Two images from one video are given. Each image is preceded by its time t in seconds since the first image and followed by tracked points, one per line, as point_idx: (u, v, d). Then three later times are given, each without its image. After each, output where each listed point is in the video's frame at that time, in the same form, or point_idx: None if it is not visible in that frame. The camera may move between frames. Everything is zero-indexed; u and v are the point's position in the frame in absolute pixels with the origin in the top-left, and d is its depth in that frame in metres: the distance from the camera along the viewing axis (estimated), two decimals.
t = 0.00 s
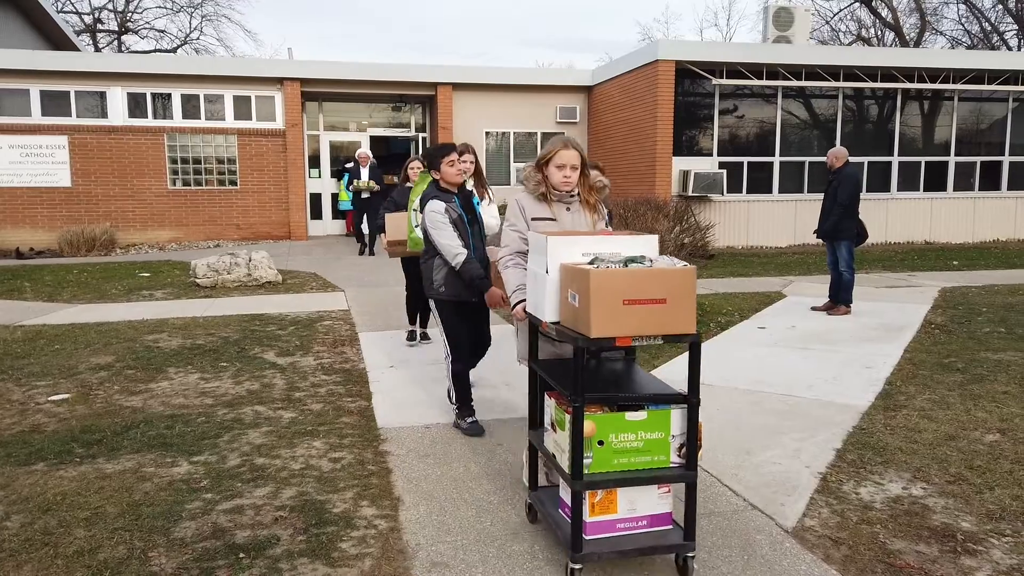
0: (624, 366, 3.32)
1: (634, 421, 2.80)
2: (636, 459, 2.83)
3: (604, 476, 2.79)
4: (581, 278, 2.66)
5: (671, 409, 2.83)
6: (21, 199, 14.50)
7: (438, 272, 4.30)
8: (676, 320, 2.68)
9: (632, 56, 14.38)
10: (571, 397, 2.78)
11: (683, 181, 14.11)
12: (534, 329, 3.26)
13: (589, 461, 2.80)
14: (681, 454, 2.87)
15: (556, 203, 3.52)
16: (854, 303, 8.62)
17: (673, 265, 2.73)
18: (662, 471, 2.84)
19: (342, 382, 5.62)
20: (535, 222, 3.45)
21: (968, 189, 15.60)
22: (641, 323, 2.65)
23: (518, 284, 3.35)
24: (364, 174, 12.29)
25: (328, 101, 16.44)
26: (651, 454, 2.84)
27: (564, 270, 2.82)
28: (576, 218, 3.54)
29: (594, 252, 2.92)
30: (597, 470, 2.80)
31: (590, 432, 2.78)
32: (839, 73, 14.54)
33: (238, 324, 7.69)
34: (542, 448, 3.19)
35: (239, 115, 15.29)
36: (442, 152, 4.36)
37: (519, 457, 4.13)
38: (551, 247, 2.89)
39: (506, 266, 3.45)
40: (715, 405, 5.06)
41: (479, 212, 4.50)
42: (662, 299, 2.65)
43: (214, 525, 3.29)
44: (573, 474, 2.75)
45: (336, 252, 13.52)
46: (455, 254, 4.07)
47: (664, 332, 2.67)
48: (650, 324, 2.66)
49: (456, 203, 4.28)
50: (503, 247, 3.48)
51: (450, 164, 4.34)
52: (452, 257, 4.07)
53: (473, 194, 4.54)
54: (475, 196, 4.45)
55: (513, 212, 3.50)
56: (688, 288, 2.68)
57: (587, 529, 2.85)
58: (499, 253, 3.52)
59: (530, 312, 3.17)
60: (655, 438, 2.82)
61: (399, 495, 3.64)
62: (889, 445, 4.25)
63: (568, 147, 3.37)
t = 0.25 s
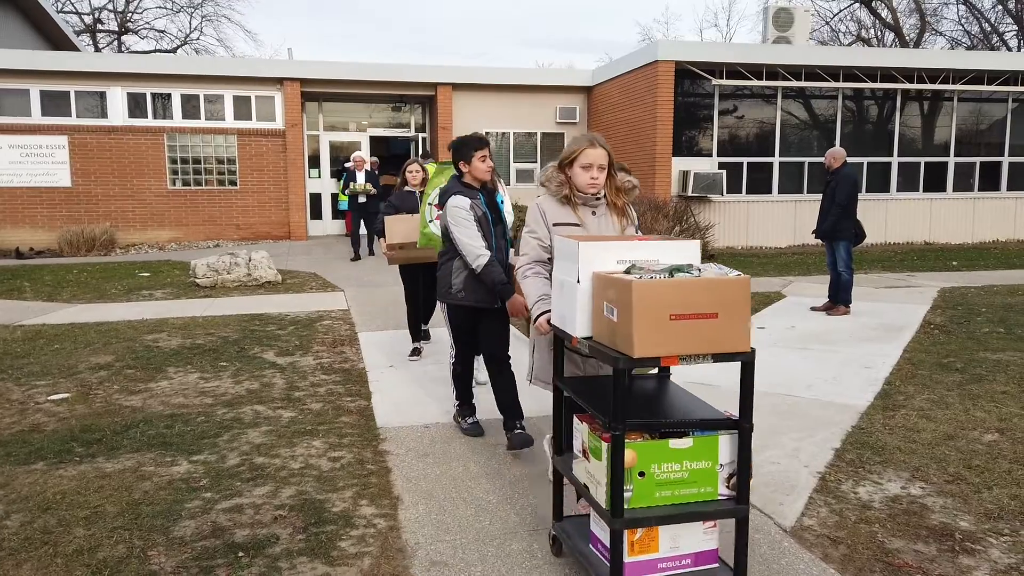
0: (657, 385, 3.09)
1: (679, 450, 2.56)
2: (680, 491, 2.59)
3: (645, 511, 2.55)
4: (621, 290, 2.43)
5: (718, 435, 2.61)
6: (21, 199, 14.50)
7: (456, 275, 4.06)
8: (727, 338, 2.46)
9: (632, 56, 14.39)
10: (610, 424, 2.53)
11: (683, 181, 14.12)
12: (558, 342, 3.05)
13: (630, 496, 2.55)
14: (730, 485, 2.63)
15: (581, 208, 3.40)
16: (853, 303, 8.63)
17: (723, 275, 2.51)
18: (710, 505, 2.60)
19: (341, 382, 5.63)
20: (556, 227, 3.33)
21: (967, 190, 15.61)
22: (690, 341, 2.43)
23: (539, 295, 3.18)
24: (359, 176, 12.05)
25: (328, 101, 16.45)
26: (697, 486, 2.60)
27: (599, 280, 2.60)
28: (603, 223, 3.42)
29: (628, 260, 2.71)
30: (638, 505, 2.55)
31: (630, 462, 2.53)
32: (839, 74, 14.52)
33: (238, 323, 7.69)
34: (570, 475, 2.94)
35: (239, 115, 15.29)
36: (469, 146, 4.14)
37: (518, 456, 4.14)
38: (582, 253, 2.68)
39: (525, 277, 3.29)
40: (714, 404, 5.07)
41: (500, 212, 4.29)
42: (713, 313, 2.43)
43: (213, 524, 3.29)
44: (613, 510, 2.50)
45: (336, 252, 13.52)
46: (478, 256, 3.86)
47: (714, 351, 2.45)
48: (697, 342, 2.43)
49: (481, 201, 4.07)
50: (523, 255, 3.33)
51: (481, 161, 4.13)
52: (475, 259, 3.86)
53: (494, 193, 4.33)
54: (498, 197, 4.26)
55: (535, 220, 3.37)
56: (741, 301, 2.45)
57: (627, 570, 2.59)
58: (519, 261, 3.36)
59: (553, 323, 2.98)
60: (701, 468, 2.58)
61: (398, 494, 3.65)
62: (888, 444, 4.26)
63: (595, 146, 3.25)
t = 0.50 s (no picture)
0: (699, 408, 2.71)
1: (739, 487, 2.18)
2: (740, 535, 2.21)
3: (703, 559, 2.16)
4: (676, 305, 2.04)
5: (782, 469, 2.23)
6: (20, 199, 14.49)
7: (484, 280, 3.75)
8: (800, 358, 2.07)
9: (631, 57, 14.38)
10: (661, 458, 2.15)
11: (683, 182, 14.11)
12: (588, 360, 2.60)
13: (684, 540, 2.17)
14: (795, 525, 2.26)
15: (613, 208, 2.95)
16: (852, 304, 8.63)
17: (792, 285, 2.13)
18: (774, 549, 2.23)
19: (340, 383, 5.61)
20: (588, 229, 2.89)
21: (967, 190, 15.61)
22: (758, 362, 2.03)
23: (567, 305, 2.73)
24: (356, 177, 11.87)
25: (327, 102, 16.46)
26: (759, 529, 2.22)
27: (645, 291, 2.20)
28: (637, 226, 2.97)
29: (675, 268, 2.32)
30: (693, 551, 2.17)
31: (685, 502, 2.15)
32: (838, 74, 14.52)
33: (237, 324, 7.69)
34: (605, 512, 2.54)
35: (239, 116, 15.29)
36: (500, 137, 3.75)
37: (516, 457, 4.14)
38: (622, 257, 2.26)
39: (547, 285, 2.83)
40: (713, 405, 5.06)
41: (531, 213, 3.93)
42: (784, 330, 2.04)
43: (210, 526, 3.29)
44: (666, 558, 2.12)
45: (335, 253, 13.52)
46: (506, 260, 3.47)
47: (787, 374, 2.07)
48: (766, 361, 2.04)
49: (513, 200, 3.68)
50: (547, 260, 2.90)
51: (511, 156, 3.74)
52: (502, 263, 3.48)
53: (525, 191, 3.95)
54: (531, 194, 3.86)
55: (559, 219, 2.93)
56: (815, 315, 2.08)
57: None
58: (539, 267, 2.91)
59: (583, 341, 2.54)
60: (764, 507, 2.21)
61: (395, 495, 3.64)
62: (886, 445, 4.25)
63: (631, 137, 2.85)
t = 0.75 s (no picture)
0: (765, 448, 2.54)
1: (820, 541, 2.01)
2: None
3: None
4: (757, 334, 1.87)
5: (871, 519, 2.05)
6: (19, 205, 14.50)
7: (507, 297, 3.35)
8: (893, 392, 1.90)
9: (630, 60, 14.41)
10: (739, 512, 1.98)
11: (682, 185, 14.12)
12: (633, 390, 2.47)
13: None
14: None
15: (659, 215, 2.83)
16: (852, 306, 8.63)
17: (883, 306, 1.96)
18: None
19: (339, 387, 5.62)
20: (630, 239, 2.76)
21: (966, 192, 15.61)
22: (849, 398, 1.86)
23: (604, 324, 2.59)
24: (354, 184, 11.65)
25: (326, 107, 16.49)
26: None
27: (713, 313, 2.04)
28: (686, 235, 2.86)
29: (736, 284, 2.20)
30: None
31: (762, 560, 1.98)
32: (836, 77, 14.54)
33: (236, 329, 7.69)
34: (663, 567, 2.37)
35: (238, 121, 15.31)
36: (520, 142, 3.41)
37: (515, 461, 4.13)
38: (679, 273, 2.13)
39: (585, 300, 2.68)
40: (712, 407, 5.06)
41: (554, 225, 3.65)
42: (878, 360, 1.88)
43: (209, 531, 3.28)
44: None
45: (334, 258, 13.53)
46: (532, 277, 3.16)
47: (879, 409, 1.89)
48: (858, 395, 1.87)
49: (537, 209, 3.34)
50: (581, 274, 2.74)
51: (528, 160, 3.41)
52: (529, 280, 3.16)
53: (547, 200, 3.66)
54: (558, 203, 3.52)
55: (599, 227, 2.79)
56: (911, 345, 1.90)
57: None
58: (575, 280, 2.76)
59: (628, 363, 2.41)
60: (848, 563, 2.02)
61: (394, 499, 3.64)
62: (886, 447, 4.24)
63: (680, 139, 2.71)
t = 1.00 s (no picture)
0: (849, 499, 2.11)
1: None
2: None
3: None
4: (868, 370, 1.47)
5: None
6: (19, 212, 14.50)
7: (526, 313, 3.08)
8: None
9: (628, 65, 14.43)
10: None
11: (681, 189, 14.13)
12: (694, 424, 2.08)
13: None
14: None
15: (718, 223, 2.47)
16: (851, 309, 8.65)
17: None
18: None
19: (339, 393, 5.61)
20: (685, 252, 2.42)
21: (965, 195, 15.64)
22: (987, 450, 1.45)
23: (660, 348, 2.23)
24: (355, 189, 11.45)
25: (325, 112, 16.51)
26: None
27: (804, 342, 1.64)
28: (749, 247, 2.51)
29: (828, 306, 1.79)
30: None
31: None
32: (834, 81, 14.57)
33: (236, 335, 7.68)
34: None
35: (237, 127, 15.33)
36: (541, 144, 3.15)
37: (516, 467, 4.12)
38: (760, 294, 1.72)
39: (634, 322, 2.34)
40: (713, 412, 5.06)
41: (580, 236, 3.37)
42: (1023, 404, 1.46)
43: (210, 538, 3.27)
44: None
45: (334, 263, 13.53)
46: (564, 291, 2.89)
47: (1016, 463, 1.49)
48: (997, 446, 1.46)
49: (563, 215, 3.09)
50: (631, 291, 2.39)
51: (553, 166, 3.18)
52: (561, 295, 2.89)
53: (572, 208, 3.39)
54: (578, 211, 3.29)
55: (648, 236, 2.44)
56: None
57: None
58: (622, 298, 2.41)
59: (691, 399, 2.00)
60: None
61: (396, 505, 3.63)
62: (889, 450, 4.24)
63: (743, 135, 2.37)
